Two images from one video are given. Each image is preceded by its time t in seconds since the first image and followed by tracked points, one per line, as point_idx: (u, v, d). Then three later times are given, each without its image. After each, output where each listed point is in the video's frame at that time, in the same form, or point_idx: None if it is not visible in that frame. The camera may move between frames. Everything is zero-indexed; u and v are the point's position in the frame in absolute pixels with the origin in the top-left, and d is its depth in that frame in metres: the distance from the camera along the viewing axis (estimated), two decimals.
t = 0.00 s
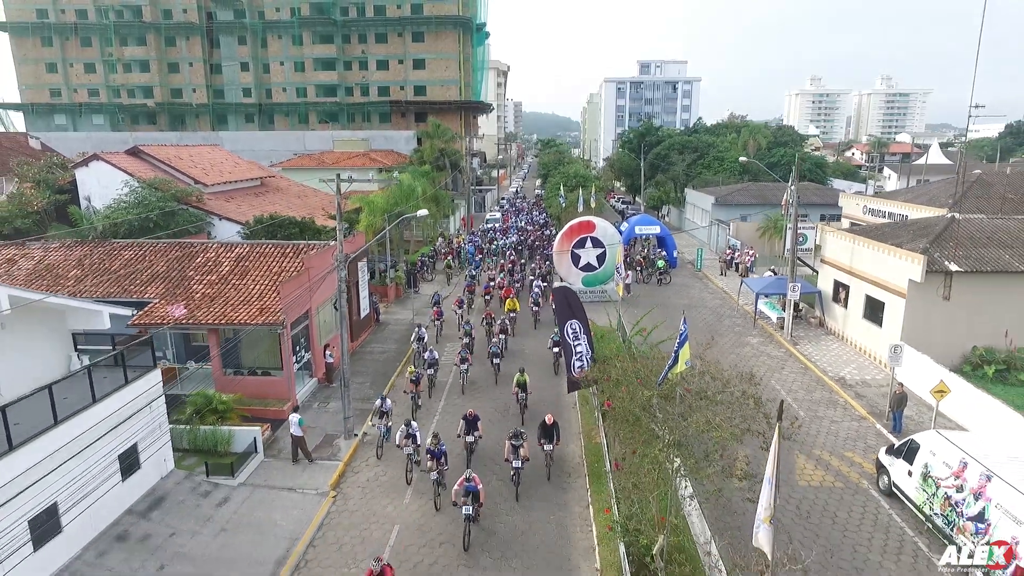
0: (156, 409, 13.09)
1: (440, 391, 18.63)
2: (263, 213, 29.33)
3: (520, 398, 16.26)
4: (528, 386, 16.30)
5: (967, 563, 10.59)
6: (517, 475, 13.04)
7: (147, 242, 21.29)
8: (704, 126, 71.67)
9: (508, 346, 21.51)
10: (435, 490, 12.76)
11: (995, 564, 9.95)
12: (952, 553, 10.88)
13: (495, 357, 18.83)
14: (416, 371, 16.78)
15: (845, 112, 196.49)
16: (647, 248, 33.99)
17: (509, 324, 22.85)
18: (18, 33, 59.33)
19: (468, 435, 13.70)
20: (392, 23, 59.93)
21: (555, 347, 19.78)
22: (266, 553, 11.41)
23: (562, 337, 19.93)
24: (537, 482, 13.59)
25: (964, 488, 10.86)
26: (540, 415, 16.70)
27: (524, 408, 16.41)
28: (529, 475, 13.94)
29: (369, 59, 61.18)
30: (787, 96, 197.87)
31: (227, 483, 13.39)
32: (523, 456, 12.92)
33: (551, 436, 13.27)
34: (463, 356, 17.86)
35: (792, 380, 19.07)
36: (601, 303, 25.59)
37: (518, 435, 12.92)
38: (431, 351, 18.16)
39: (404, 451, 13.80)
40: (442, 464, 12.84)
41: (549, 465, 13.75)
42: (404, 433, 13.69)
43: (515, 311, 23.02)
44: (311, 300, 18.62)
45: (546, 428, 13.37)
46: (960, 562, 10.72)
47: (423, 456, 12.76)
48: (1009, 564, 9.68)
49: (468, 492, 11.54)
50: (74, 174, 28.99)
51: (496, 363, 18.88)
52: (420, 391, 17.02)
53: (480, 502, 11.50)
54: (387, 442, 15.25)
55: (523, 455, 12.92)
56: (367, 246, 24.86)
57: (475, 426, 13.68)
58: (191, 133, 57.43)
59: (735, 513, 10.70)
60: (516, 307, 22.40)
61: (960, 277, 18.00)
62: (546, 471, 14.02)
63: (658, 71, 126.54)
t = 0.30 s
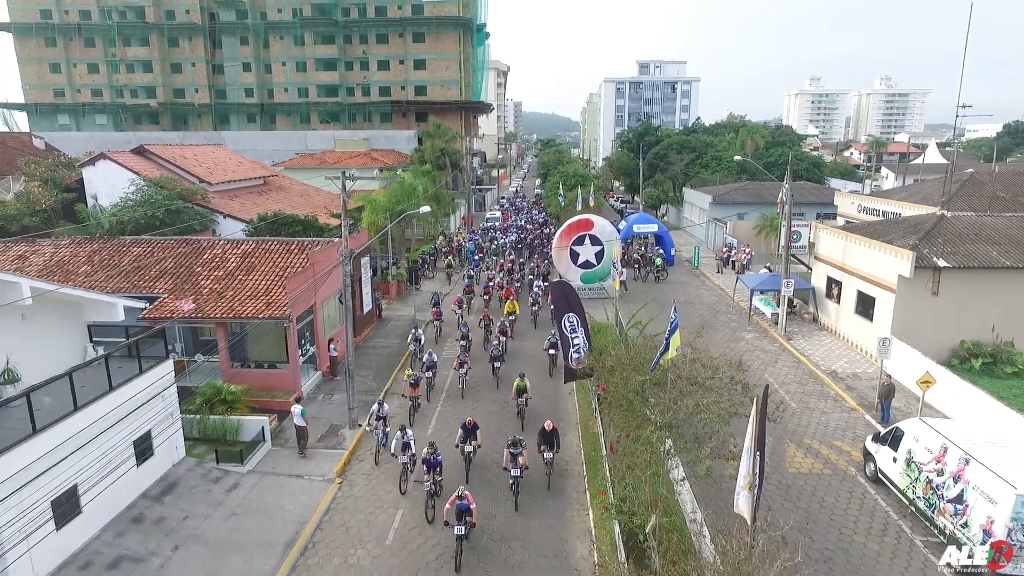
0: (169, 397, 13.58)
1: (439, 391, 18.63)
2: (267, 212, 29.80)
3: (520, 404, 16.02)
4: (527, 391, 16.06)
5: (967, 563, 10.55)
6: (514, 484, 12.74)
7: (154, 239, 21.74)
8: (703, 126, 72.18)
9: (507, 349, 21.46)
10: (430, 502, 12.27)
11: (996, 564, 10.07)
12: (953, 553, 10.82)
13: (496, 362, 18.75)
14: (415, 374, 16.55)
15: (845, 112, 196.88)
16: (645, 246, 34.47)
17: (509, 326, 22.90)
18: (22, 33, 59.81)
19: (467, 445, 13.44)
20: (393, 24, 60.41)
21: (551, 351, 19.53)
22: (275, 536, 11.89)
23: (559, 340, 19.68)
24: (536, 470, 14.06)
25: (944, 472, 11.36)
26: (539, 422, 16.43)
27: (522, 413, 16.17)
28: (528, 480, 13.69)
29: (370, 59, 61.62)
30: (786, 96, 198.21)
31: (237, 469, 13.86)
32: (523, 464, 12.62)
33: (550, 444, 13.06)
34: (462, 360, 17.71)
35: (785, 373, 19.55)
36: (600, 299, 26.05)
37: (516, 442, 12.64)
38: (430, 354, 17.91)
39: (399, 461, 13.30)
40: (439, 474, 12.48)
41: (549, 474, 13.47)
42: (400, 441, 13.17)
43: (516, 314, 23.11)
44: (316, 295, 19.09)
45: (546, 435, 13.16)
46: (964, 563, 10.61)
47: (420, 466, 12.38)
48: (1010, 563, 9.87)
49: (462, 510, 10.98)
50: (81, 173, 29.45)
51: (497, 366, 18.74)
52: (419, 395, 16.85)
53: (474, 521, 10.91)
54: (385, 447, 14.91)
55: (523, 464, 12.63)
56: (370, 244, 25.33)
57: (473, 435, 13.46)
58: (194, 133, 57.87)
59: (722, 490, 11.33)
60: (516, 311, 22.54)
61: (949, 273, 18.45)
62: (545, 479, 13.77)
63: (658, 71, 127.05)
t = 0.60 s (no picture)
0: (184, 384, 14.17)
1: (439, 395, 18.29)
2: (272, 210, 30.39)
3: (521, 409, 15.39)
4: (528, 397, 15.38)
5: (964, 563, 10.95)
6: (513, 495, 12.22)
7: (164, 235, 22.36)
8: (701, 126, 72.80)
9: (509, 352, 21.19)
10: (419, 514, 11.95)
11: (996, 564, 10.83)
12: (951, 554, 10.98)
13: (496, 363, 18.47)
14: (412, 379, 16.29)
15: (844, 112, 197.45)
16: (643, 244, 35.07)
17: (510, 328, 22.77)
18: (27, 35, 60.44)
19: (466, 456, 12.85)
20: (394, 25, 60.97)
21: (548, 353, 19.00)
22: (288, 515, 12.51)
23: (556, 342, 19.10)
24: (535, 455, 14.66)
25: (922, 454, 11.96)
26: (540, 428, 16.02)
27: (523, 419, 15.68)
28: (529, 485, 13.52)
29: (371, 60, 62.19)
30: (786, 96, 198.88)
31: (249, 455, 14.46)
32: (519, 473, 12.21)
33: (552, 452, 12.51)
34: (462, 363, 17.48)
35: (778, 365, 20.18)
36: (598, 295, 26.66)
37: (514, 450, 12.20)
38: (430, 356, 17.58)
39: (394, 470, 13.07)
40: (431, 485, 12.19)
41: (549, 484, 12.95)
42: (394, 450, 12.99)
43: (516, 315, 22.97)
44: (323, 289, 19.71)
45: (546, 442, 12.68)
46: (960, 563, 10.98)
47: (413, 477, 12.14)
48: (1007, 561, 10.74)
49: (451, 530, 10.48)
50: (89, 172, 30.04)
51: (498, 369, 18.33)
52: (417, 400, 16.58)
53: (463, 543, 10.35)
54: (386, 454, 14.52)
55: (520, 472, 12.19)
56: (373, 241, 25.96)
57: (473, 446, 12.82)
58: (197, 133, 58.46)
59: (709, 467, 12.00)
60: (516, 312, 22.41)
61: (936, 267, 19.02)
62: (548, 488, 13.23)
63: (657, 71, 127.78)
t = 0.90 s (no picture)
0: (197, 372, 14.78)
1: (438, 396, 18.11)
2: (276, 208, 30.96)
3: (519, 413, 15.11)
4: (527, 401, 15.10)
5: (966, 564, 11.07)
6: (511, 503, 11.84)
7: (173, 232, 22.92)
8: (700, 126, 73.37)
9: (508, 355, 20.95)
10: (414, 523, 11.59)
11: (996, 564, 11.05)
12: (953, 555, 11.15)
13: (495, 365, 18.19)
14: (411, 381, 15.92)
15: (842, 112, 197.99)
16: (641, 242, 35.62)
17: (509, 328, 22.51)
18: (32, 35, 61.05)
19: (465, 464, 12.46)
20: (395, 26, 61.53)
21: (546, 356, 18.55)
22: (298, 497, 13.10)
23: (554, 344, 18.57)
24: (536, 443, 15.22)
25: (903, 438, 12.55)
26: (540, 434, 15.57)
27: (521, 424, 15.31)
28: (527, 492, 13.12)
29: (373, 60, 62.68)
30: (784, 96, 199.52)
31: (260, 442, 15.02)
32: (518, 480, 11.83)
33: (552, 459, 12.12)
34: (461, 366, 17.30)
35: (771, 358, 20.77)
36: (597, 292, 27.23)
37: (514, 456, 11.73)
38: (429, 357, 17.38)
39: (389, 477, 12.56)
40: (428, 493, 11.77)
41: (550, 492, 12.56)
42: (389, 457, 12.40)
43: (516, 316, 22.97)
44: (328, 284, 20.28)
45: (546, 449, 12.24)
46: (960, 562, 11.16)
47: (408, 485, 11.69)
48: (1008, 561, 11.17)
49: (444, 549, 9.85)
50: (98, 171, 30.64)
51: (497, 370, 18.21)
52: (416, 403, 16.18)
53: (457, 563, 9.76)
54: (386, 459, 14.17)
55: (519, 480, 11.83)
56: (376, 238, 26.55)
57: (471, 454, 12.46)
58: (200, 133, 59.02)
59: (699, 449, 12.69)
60: (516, 313, 22.37)
61: (923, 263, 19.60)
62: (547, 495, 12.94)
63: (656, 72, 128.46)
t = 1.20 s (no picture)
0: (212, 360, 15.54)
1: (438, 398, 18.01)
2: (282, 207, 31.70)
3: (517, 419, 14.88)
4: (525, 406, 14.89)
5: (964, 563, 11.07)
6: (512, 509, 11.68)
7: (184, 229, 23.62)
8: (698, 126, 74.10)
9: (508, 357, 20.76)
10: (414, 534, 11.32)
11: (996, 564, 11.05)
12: (952, 555, 11.17)
13: (495, 367, 18.14)
14: (410, 387, 15.67)
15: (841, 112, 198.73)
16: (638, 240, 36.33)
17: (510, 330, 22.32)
18: (38, 37, 61.80)
19: (462, 474, 12.18)
20: (397, 27, 62.24)
21: (544, 358, 18.71)
22: (310, 478, 13.83)
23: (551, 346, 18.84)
24: (535, 429, 15.93)
25: (882, 421, 13.28)
26: (538, 441, 15.33)
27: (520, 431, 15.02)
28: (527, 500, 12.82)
29: (374, 61, 63.33)
30: (783, 96, 200.33)
31: (272, 427, 15.73)
32: (518, 486, 11.66)
33: (552, 465, 11.96)
34: (460, 369, 16.98)
35: (762, 351, 21.51)
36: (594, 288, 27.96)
37: (514, 464, 11.59)
38: (429, 360, 17.00)
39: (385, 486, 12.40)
40: (428, 502, 11.53)
41: (550, 500, 12.33)
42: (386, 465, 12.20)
43: (517, 317, 22.76)
44: (335, 279, 21.01)
45: (546, 455, 12.08)
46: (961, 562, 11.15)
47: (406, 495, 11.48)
48: (1007, 560, 11.19)
49: (436, 571, 9.56)
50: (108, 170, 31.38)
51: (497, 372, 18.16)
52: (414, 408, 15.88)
53: None
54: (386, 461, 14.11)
55: (519, 486, 11.68)
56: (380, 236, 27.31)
57: (469, 463, 12.20)
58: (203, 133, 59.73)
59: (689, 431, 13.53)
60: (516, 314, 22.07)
61: (908, 258, 20.33)
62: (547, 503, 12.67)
63: (655, 72, 129.35)
